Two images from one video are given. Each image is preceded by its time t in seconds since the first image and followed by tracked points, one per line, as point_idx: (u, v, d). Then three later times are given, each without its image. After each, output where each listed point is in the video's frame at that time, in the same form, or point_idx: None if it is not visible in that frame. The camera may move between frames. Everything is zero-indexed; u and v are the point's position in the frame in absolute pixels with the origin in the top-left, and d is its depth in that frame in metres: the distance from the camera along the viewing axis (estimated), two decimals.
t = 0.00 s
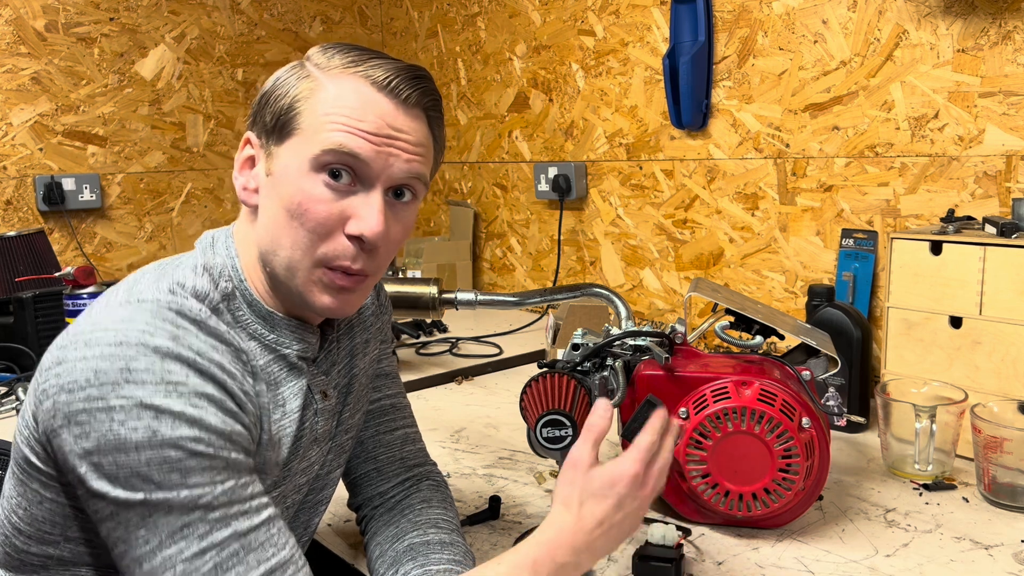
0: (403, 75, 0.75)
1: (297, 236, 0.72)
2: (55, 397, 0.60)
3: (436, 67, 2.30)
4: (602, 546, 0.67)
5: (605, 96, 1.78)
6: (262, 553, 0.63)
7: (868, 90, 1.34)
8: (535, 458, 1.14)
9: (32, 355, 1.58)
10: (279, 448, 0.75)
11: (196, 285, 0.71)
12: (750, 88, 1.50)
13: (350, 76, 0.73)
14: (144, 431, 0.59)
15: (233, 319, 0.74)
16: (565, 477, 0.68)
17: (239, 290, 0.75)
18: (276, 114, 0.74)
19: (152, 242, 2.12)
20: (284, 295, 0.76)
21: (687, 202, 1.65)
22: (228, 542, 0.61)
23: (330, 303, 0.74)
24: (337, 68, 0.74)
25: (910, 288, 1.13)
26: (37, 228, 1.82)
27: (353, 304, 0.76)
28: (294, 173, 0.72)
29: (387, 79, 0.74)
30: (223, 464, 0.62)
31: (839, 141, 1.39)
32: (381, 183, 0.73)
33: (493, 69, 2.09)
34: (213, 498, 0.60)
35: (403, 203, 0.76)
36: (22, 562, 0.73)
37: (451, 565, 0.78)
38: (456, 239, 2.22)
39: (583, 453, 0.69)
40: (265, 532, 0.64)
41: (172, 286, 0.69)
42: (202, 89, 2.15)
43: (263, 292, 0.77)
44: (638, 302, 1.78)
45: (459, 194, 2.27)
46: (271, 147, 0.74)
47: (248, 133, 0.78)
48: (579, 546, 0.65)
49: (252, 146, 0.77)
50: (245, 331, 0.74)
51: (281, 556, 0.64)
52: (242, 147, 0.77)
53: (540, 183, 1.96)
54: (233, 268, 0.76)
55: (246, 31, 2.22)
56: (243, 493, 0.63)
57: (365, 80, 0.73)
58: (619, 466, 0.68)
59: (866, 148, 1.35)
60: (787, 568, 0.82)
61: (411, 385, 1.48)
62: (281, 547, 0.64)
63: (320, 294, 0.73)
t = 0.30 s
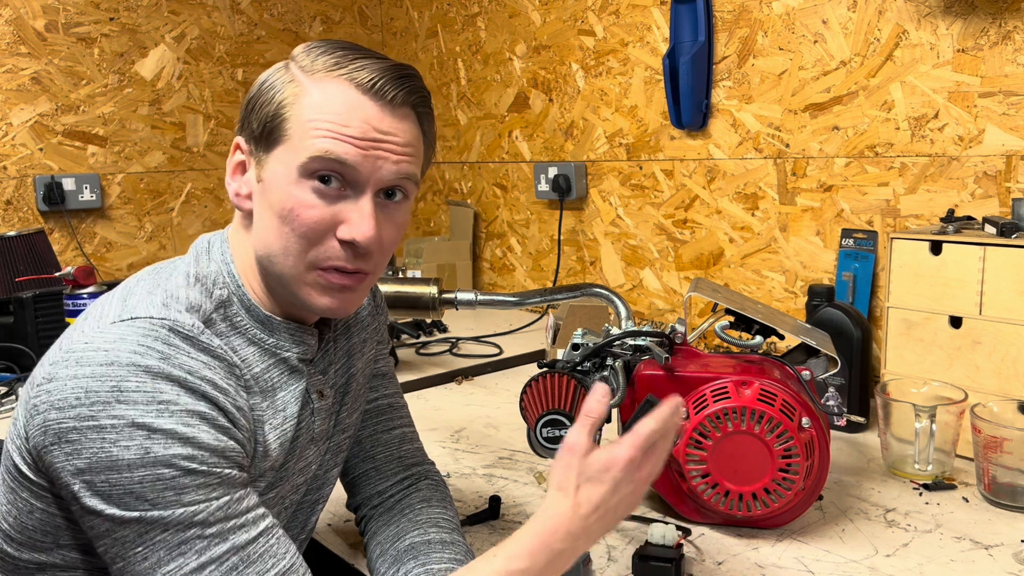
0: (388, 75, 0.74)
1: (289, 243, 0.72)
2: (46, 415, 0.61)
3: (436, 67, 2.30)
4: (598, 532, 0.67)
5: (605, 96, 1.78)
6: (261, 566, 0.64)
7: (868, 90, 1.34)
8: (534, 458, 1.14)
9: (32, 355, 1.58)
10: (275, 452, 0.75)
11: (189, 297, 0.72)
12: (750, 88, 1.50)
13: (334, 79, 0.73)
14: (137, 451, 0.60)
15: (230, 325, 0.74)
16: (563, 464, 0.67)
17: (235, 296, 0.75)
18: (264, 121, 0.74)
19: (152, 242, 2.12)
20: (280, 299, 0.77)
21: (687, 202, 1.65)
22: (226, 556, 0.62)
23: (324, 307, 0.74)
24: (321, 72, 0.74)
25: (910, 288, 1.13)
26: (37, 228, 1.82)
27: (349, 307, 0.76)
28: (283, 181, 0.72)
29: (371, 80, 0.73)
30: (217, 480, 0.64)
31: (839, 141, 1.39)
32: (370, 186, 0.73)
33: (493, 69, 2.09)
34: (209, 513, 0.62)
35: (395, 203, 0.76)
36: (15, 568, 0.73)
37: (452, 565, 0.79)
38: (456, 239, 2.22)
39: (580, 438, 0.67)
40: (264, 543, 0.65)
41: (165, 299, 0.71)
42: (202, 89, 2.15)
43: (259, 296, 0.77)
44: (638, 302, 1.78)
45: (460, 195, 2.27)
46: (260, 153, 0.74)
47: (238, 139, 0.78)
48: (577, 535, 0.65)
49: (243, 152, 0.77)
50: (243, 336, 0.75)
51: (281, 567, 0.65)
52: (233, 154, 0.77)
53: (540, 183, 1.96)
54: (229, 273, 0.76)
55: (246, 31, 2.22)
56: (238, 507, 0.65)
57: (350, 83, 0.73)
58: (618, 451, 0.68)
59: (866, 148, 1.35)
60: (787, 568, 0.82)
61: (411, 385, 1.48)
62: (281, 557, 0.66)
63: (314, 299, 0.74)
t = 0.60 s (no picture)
0: (381, 70, 0.74)
1: (285, 243, 0.72)
2: (41, 413, 0.61)
3: (436, 67, 2.30)
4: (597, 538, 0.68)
5: (605, 96, 1.78)
6: (255, 562, 0.64)
7: (868, 90, 1.34)
8: (534, 458, 1.14)
9: (32, 355, 1.58)
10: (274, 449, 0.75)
11: (183, 296, 0.71)
12: (750, 88, 1.50)
13: (326, 77, 0.73)
14: (131, 447, 0.60)
15: (226, 325, 0.74)
16: (559, 469, 0.69)
17: (232, 296, 0.75)
18: (257, 121, 0.74)
19: (152, 242, 2.12)
20: (277, 299, 0.77)
21: (687, 202, 1.65)
22: (220, 552, 0.63)
23: (322, 307, 0.74)
24: (313, 70, 0.73)
25: (910, 288, 1.13)
26: (37, 228, 1.82)
27: (347, 306, 0.76)
28: (278, 181, 0.72)
29: (363, 77, 0.73)
30: (212, 476, 0.64)
31: (839, 141, 1.39)
32: (365, 184, 0.73)
33: (493, 69, 2.09)
34: (203, 509, 0.62)
35: (391, 200, 0.76)
36: (14, 569, 0.73)
37: (452, 565, 0.79)
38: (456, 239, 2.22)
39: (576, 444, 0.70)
40: (258, 540, 0.65)
41: (159, 297, 0.70)
42: (202, 89, 2.15)
43: (256, 297, 0.77)
44: (638, 302, 1.78)
45: (460, 194, 2.27)
46: (254, 154, 0.74)
47: (232, 140, 0.78)
48: (575, 539, 0.66)
49: (237, 153, 0.77)
50: (240, 335, 0.75)
51: (275, 564, 0.65)
52: (228, 155, 0.77)
53: (540, 183, 1.96)
54: (227, 273, 0.76)
55: (246, 31, 2.22)
56: (233, 504, 0.65)
57: (342, 80, 0.73)
58: (612, 455, 0.70)
59: (866, 148, 1.35)
60: (787, 568, 0.82)
61: (411, 385, 1.48)
62: (275, 555, 0.66)
63: (312, 298, 0.74)
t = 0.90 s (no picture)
0: (395, 72, 0.75)
1: (295, 237, 0.72)
2: (46, 399, 0.61)
3: (436, 67, 2.30)
4: (582, 555, 0.70)
5: (605, 96, 1.78)
6: (249, 556, 0.64)
7: (868, 90, 1.34)
8: (535, 458, 1.14)
9: (32, 355, 1.58)
10: (275, 447, 0.75)
11: (188, 290, 0.71)
12: (750, 88, 1.50)
13: (341, 76, 0.73)
14: (133, 432, 0.60)
15: (232, 321, 0.74)
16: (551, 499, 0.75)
17: (239, 292, 0.75)
18: (271, 118, 0.74)
19: (152, 242, 2.12)
20: (285, 296, 0.77)
21: (687, 202, 1.65)
22: (215, 543, 0.62)
23: (330, 302, 0.74)
24: (328, 70, 0.74)
25: (910, 288, 1.13)
26: (37, 228, 1.82)
27: (356, 303, 0.76)
28: (290, 176, 0.72)
29: (378, 79, 0.73)
30: (211, 467, 0.64)
31: (839, 141, 1.39)
32: (377, 182, 0.73)
33: (493, 69, 2.09)
34: (200, 499, 0.62)
35: (401, 200, 0.76)
36: (18, 563, 0.73)
37: (449, 566, 0.78)
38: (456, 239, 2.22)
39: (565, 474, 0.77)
40: (252, 535, 0.65)
41: (165, 290, 0.70)
42: (202, 89, 2.15)
43: (264, 294, 0.77)
44: (638, 302, 1.78)
45: (459, 195, 2.27)
46: (267, 151, 0.74)
47: (245, 137, 0.78)
48: (557, 552, 0.69)
49: (249, 150, 0.77)
50: (246, 333, 0.75)
51: (267, 560, 0.65)
52: (240, 151, 0.78)
53: (540, 183, 1.96)
54: (233, 270, 0.76)
55: (246, 31, 2.22)
56: (229, 497, 0.65)
57: (356, 80, 0.73)
58: (594, 477, 0.76)
59: (866, 148, 1.35)
60: (786, 568, 0.82)
61: (411, 385, 1.48)
62: (268, 551, 0.66)
63: (320, 294, 0.74)
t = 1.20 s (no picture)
0: (407, 79, 0.75)
1: (306, 240, 0.72)
2: (48, 396, 0.61)
3: (436, 67, 2.30)
4: (581, 556, 0.70)
5: (605, 96, 1.78)
6: (249, 552, 0.64)
7: (868, 90, 1.34)
8: (535, 458, 1.14)
9: (32, 355, 1.58)
10: (274, 446, 0.75)
11: (189, 289, 0.71)
12: (750, 88, 1.50)
13: (354, 82, 0.73)
14: (134, 428, 0.61)
15: (233, 320, 0.74)
16: (550, 500, 0.75)
17: (240, 292, 0.75)
18: (281, 120, 0.73)
19: (152, 242, 2.12)
20: (291, 296, 0.77)
21: (687, 202, 1.65)
22: (215, 539, 0.62)
23: (339, 305, 0.74)
24: (340, 75, 0.74)
25: (910, 288, 1.13)
26: (37, 228, 1.82)
27: (362, 304, 0.76)
28: (302, 179, 0.71)
29: (393, 86, 0.73)
30: (211, 463, 0.64)
31: (839, 141, 1.39)
32: (389, 187, 0.73)
33: (493, 69, 2.09)
34: (200, 496, 0.62)
35: (409, 204, 0.77)
36: (18, 561, 0.73)
37: (449, 566, 0.78)
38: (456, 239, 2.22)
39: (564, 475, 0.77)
40: (252, 532, 0.65)
41: (165, 289, 0.70)
42: (202, 89, 2.15)
43: (270, 295, 0.77)
44: (638, 302, 1.78)
45: (459, 194, 2.27)
46: (276, 153, 0.74)
47: (250, 136, 0.77)
48: (558, 553, 0.69)
49: (255, 150, 0.76)
50: (246, 331, 0.75)
51: (267, 557, 0.65)
52: (244, 150, 0.76)
53: (540, 183, 1.96)
54: (234, 269, 0.76)
55: (246, 31, 2.22)
56: (230, 493, 0.65)
57: (370, 86, 0.73)
58: (594, 477, 0.76)
59: (866, 148, 1.35)
60: (786, 568, 0.82)
61: (411, 385, 1.48)
62: (268, 548, 0.65)
63: (329, 296, 0.74)
